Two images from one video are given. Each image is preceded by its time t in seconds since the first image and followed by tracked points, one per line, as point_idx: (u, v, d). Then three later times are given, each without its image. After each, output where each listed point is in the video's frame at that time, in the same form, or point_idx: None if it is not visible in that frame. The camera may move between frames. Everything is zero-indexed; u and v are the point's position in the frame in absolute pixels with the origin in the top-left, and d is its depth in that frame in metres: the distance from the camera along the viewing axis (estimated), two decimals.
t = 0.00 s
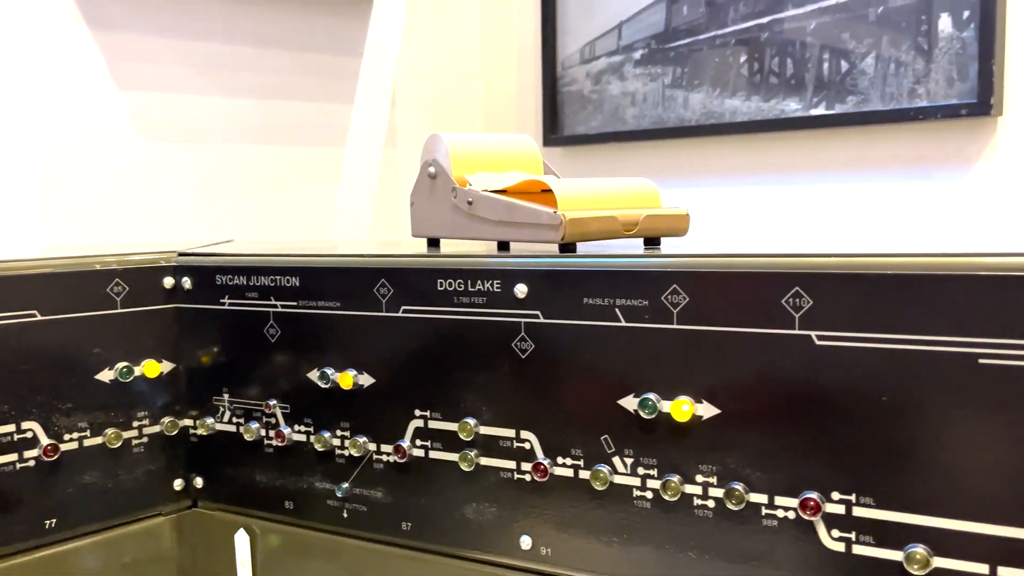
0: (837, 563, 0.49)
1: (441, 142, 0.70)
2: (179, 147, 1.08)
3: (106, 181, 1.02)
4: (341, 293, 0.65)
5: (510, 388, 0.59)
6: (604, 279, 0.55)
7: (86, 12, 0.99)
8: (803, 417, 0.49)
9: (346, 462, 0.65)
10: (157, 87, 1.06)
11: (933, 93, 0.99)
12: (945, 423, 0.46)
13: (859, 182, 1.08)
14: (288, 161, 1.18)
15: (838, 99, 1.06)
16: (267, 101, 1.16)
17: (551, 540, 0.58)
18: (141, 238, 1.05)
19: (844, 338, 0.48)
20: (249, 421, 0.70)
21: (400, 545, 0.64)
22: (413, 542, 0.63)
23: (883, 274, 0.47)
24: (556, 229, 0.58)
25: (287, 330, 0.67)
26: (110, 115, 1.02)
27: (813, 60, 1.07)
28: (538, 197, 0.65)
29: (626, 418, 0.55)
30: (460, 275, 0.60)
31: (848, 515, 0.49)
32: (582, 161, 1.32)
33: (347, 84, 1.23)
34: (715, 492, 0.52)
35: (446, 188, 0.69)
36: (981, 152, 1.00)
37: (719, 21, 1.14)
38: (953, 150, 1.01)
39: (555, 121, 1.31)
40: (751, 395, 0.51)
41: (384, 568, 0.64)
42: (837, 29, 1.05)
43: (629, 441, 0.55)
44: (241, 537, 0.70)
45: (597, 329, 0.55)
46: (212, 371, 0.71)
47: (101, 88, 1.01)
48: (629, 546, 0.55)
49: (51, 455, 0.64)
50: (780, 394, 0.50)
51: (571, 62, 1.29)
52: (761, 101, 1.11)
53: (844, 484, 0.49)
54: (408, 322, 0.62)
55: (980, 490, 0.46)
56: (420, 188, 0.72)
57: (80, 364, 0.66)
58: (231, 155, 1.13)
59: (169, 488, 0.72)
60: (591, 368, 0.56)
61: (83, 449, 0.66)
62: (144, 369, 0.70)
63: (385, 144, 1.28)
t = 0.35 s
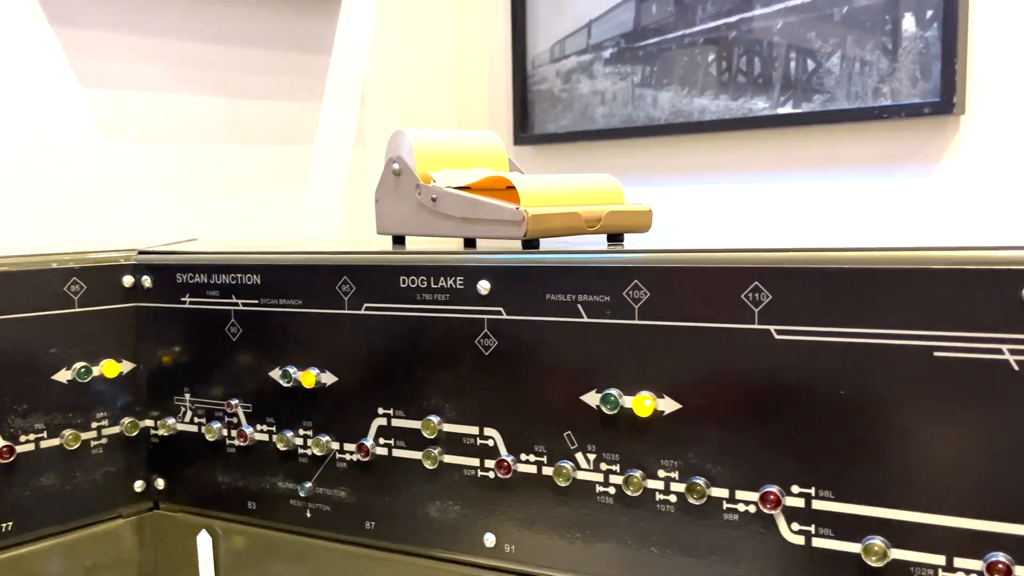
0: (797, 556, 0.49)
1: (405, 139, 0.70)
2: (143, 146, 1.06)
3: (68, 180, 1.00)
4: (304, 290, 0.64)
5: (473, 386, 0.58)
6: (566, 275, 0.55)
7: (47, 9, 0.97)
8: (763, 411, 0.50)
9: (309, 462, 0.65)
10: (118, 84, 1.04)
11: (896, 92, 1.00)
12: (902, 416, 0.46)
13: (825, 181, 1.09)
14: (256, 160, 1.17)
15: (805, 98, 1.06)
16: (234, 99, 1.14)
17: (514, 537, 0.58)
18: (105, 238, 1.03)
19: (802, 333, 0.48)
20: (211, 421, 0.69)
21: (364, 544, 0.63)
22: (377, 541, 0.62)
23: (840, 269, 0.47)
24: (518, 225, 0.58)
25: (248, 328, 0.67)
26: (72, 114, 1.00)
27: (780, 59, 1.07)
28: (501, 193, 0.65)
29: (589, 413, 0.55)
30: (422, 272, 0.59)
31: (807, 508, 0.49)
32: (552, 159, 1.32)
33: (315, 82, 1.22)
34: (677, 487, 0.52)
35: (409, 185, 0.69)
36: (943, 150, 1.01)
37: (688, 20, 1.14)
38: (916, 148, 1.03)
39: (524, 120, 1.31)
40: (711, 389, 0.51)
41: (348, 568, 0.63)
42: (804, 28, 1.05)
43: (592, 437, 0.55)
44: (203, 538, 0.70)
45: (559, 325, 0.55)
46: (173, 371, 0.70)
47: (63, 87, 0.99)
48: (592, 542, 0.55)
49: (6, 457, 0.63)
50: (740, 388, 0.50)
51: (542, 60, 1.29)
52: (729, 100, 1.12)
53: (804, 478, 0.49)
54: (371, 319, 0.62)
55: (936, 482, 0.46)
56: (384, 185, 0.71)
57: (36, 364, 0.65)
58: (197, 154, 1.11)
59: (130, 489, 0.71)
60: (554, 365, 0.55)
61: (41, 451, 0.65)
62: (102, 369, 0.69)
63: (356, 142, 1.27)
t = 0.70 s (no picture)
0: (756, 548, 0.50)
1: (369, 135, 0.69)
2: (106, 143, 1.05)
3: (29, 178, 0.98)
4: (265, 288, 0.63)
5: (436, 382, 0.58)
6: (528, 270, 0.55)
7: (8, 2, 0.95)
8: (722, 405, 0.50)
9: (271, 461, 0.64)
10: (80, 80, 1.02)
11: (861, 91, 1.01)
12: (858, 408, 0.47)
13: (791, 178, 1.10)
14: (223, 158, 1.16)
15: (772, 96, 1.07)
16: (199, 96, 1.13)
17: (479, 533, 0.57)
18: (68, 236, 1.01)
19: (761, 326, 0.49)
20: (172, 420, 0.68)
21: (328, 542, 0.63)
22: (340, 539, 0.62)
23: (797, 263, 0.48)
24: (480, 220, 0.58)
25: (210, 326, 0.66)
26: (33, 110, 0.98)
27: (747, 58, 1.08)
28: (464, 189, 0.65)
29: (551, 409, 0.55)
30: (384, 268, 0.59)
31: (766, 501, 0.49)
32: (523, 157, 1.31)
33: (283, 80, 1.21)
34: (639, 481, 0.52)
35: (373, 181, 0.69)
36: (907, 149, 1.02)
37: (656, 19, 1.15)
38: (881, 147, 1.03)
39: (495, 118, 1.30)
40: (671, 383, 0.51)
41: (311, 567, 0.63)
42: (770, 27, 1.06)
43: (555, 432, 0.55)
44: (165, 539, 0.69)
45: (521, 320, 0.55)
46: (134, 370, 0.69)
47: (23, 81, 0.97)
48: (555, 537, 0.55)
49: None
50: (699, 382, 0.50)
51: (512, 59, 1.29)
52: (697, 98, 1.12)
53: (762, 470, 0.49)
54: (333, 316, 0.61)
55: (891, 472, 0.47)
56: (348, 181, 0.71)
57: None
58: (162, 152, 1.10)
59: (90, 490, 0.70)
60: (516, 360, 0.55)
61: None
62: (61, 368, 0.68)
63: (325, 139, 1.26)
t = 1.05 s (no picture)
0: (715, 540, 0.50)
1: (330, 130, 0.69)
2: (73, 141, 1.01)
3: None
4: (225, 284, 0.63)
5: (397, 377, 0.58)
6: (488, 264, 0.54)
7: None
8: (680, 397, 0.50)
9: (232, 458, 0.63)
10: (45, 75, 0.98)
11: (826, 89, 1.02)
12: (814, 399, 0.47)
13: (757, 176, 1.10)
14: (197, 154, 1.14)
15: (739, 94, 1.07)
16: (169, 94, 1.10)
17: (440, 529, 0.57)
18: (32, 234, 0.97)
19: (718, 318, 0.49)
20: (131, 418, 0.67)
21: (289, 539, 0.62)
22: (302, 537, 0.62)
23: (754, 255, 0.48)
24: (441, 215, 0.58)
25: (169, 323, 0.65)
26: None
27: (714, 55, 1.08)
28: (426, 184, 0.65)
29: (512, 402, 0.55)
30: (344, 263, 0.58)
31: (725, 492, 0.49)
32: (493, 154, 1.31)
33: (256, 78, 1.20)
34: (599, 474, 0.52)
35: (335, 176, 0.68)
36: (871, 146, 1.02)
37: (625, 17, 1.15)
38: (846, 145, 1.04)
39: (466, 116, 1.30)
40: (631, 377, 0.51)
41: (273, 565, 0.62)
42: (737, 25, 1.06)
43: (515, 427, 0.55)
44: (124, 539, 0.68)
45: (482, 314, 0.55)
46: (92, 368, 0.68)
47: None
48: (516, 531, 0.55)
49: None
50: (658, 375, 0.51)
51: (481, 56, 1.29)
52: (666, 96, 1.13)
53: (719, 462, 0.49)
54: (293, 311, 0.61)
55: (846, 463, 0.47)
56: (309, 176, 0.70)
57: None
58: (129, 150, 1.07)
59: (48, 491, 0.69)
60: (477, 355, 0.55)
61: None
62: (17, 366, 0.66)
63: (297, 136, 1.25)
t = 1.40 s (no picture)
0: (672, 534, 0.50)
1: (291, 126, 0.68)
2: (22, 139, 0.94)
3: None
4: (183, 281, 0.62)
5: (356, 375, 0.57)
6: (446, 260, 0.54)
7: None
8: (637, 393, 0.50)
9: (191, 458, 0.63)
10: None
11: (791, 87, 0.98)
12: (767, 393, 0.48)
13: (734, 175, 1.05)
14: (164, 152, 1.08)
15: (707, 92, 1.03)
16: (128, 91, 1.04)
17: (400, 526, 0.57)
18: None
19: (674, 313, 0.49)
20: (87, 418, 0.66)
21: (249, 538, 0.62)
22: (261, 536, 0.61)
23: (709, 250, 0.48)
24: (399, 211, 0.57)
25: (126, 321, 0.64)
26: None
27: (682, 54, 1.04)
28: (386, 181, 0.64)
29: (471, 399, 0.54)
30: (302, 260, 0.58)
31: (681, 486, 0.50)
32: (465, 152, 1.26)
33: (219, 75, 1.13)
34: (557, 470, 0.53)
35: (295, 172, 0.67)
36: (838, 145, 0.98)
37: (593, 15, 1.11)
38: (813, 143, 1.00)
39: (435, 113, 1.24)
40: (589, 372, 0.51)
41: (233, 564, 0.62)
42: (704, 23, 1.03)
43: (474, 423, 0.54)
44: (82, 540, 0.67)
45: (440, 311, 0.55)
46: (47, 367, 0.67)
47: None
48: (476, 529, 0.55)
49: None
50: (616, 370, 0.51)
51: (451, 54, 1.23)
52: (634, 94, 1.08)
53: (676, 456, 0.50)
54: (252, 309, 0.60)
55: (799, 456, 0.47)
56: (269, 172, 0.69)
57: None
58: (83, 148, 1.00)
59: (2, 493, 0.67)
60: (436, 351, 0.55)
61: None
62: None
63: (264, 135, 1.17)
